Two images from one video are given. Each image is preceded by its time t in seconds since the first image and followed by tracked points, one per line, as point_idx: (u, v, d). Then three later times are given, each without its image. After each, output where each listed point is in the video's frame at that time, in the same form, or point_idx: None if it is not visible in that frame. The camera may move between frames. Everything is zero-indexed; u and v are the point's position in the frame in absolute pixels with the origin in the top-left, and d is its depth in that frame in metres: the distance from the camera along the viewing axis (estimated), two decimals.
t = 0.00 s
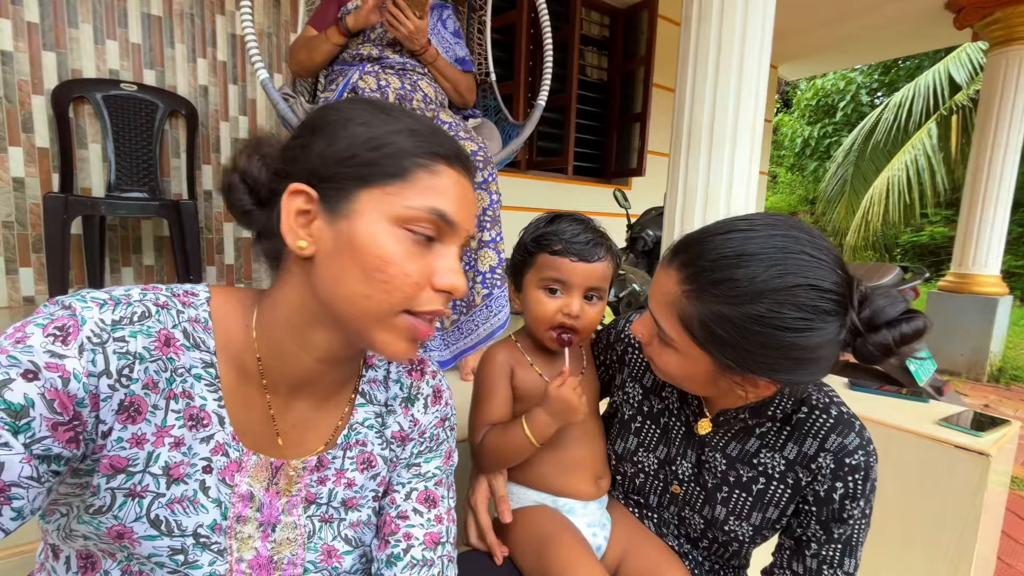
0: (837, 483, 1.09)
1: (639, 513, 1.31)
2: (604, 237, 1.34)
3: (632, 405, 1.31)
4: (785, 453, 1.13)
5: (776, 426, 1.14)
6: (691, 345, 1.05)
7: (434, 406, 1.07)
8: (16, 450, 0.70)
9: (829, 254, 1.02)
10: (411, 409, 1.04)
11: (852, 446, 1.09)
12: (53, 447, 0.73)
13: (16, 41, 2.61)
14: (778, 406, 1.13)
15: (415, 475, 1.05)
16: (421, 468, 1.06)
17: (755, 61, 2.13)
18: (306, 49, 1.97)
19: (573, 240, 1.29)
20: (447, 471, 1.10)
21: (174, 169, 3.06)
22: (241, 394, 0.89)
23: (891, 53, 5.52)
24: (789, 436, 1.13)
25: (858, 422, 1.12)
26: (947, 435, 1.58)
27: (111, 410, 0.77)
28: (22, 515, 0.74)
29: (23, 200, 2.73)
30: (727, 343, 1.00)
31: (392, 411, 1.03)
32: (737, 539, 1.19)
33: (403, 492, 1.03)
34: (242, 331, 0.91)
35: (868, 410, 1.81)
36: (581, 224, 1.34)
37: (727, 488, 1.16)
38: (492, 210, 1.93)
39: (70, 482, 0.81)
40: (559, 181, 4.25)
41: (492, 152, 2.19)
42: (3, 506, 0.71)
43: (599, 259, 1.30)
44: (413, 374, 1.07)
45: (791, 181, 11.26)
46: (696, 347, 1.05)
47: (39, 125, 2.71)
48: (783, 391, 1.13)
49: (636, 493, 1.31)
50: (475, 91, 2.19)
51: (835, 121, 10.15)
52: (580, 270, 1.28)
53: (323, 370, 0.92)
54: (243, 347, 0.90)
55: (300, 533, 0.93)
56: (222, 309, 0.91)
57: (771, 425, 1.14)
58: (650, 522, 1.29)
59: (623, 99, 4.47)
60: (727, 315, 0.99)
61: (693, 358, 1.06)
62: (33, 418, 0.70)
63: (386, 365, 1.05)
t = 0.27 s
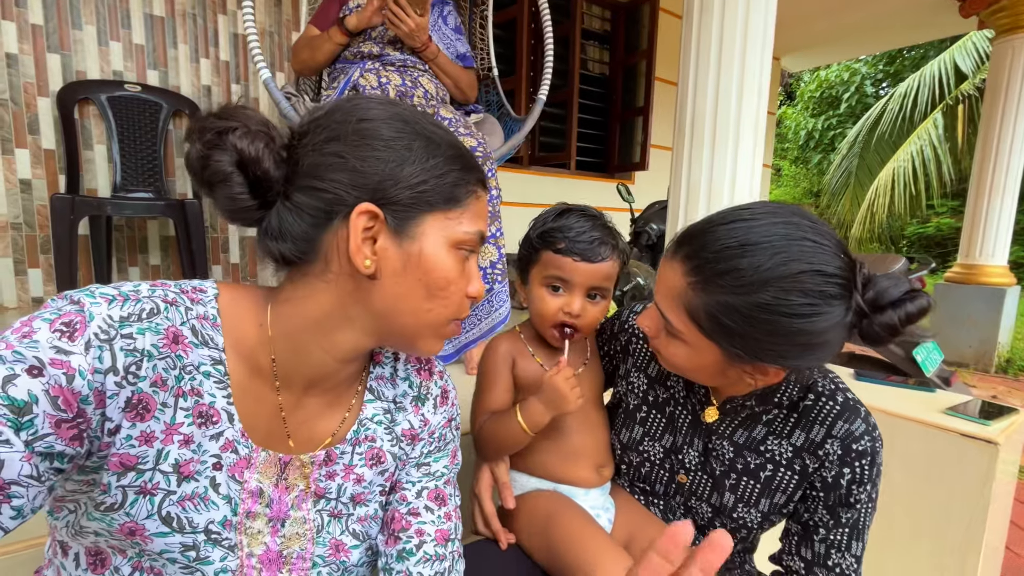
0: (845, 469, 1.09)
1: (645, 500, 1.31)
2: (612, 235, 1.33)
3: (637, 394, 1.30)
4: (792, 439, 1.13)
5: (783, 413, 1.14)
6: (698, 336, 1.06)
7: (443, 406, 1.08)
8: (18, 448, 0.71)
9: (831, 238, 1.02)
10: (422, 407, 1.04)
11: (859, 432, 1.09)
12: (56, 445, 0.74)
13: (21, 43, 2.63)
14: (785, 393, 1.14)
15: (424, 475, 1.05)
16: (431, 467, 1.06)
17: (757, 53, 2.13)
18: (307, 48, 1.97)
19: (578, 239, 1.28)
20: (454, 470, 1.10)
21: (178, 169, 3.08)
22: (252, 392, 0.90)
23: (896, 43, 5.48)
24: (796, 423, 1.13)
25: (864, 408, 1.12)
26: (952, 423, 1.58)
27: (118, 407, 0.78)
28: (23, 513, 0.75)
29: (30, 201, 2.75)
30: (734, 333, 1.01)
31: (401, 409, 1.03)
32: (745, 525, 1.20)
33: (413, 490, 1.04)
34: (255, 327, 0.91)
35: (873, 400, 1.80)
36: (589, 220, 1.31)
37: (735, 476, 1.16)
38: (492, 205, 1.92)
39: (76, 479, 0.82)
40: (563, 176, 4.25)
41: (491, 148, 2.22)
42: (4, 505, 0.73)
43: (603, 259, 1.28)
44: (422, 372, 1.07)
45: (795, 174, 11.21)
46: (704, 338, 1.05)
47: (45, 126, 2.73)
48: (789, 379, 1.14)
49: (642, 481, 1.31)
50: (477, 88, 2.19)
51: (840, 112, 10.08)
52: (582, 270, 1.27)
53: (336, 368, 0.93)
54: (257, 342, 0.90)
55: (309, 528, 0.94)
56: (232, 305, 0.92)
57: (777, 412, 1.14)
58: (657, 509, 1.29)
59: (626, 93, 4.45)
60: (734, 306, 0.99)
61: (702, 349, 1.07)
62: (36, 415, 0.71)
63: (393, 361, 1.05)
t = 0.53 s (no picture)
0: (836, 459, 1.08)
1: (634, 491, 1.29)
2: (594, 232, 1.31)
3: (626, 387, 1.30)
4: (782, 432, 1.12)
5: (773, 405, 1.13)
6: (684, 332, 1.05)
7: (438, 399, 1.07)
8: (16, 436, 0.71)
9: (809, 227, 1.01)
10: (416, 401, 1.04)
11: (849, 422, 1.08)
12: (54, 435, 0.74)
13: (21, 47, 2.65)
14: (774, 385, 1.12)
15: (418, 466, 1.04)
16: (425, 460, 1.05)
17: (753, 44, 2.11)
18: (302, 48, 1.98)
19: (559, 236, 1.28)
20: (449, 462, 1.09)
21: (178, 170, 3.09)
22: (248, 384, 0.90)
23: (899, 35, 5.43)
24: (787, 415, 1.12)
25: (854, 398, 1.11)
26: (950, 416, 1.57)
27: (116, 398, 0.78)
28: (20, 502, 0.75)
29: (32, 205, 2.77)
30: (720, 330, 1.00)
31: (396, 403, 1.02)
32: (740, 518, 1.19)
33: (406, 482, 1.03)
34: (251, 320, 0.91)
35: (872, 393, 1.78)
36: (572, 217, 1.31)
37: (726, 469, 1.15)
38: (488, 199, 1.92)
39: (72, 471, 0.82)
40: (562, 173, 4.24)
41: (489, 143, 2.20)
42: (2, 493, 0.73)
43: (584, 256, 1.28)
44: (417, 366, 1.07)
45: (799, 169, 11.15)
46: (688, 333, 1.04)
47: (45, 130, 2.76)
48: (779, 371, 1.12)
49: (632, 473, 1.29)
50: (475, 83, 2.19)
51: (843, 107, 10.02)
52: (563, 268, 1.27)
53: (329, 360, 0.92)
54: (251, 334, 0.90)
55: (303, 521, 0.94)
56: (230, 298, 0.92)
57: (767, 404, 1.13)
58: (648, 500, 1.28)
59: (625, 89, 4.44)
60: (719, 302, 0.98)
61: (689, 345, 1.06)
62: (35, 404, 0.71)
63: (388, 356, 1.05)
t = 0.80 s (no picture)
0: (817, 458, 1.05)
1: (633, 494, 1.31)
2: (580, 235, 1.31)
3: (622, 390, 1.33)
4: (772, 432, 1.11)
5: (765, 407, 1.12)
6: (684, 337, 1.04)
7: (438, 406, 1.08)
8: (16, 444, 0.69)
9: (806, 226, 1.00)
10: (416, 408, 1.05)
11: (836, 422, 1.05)
12: (55, 442, 0.72)
13: (16, 51, 2.65)
14: (768, 387, 1.12)
15: (419, 474, 1.05)
16: (426, 467, 1.06)
17: (750, 41, 2.09)
18: (298, 48, 1.97)
19: (544, 241, 1.27)
20: (451, 469, 1.10)
21: (176, 172, 3.09)
22: (247, 394, 0.89)
23: (901, 29, 5.39)
24: (776, 415, 1.10)
25: (848, 401, 1.08)
26: (950, 415, 1.56)
27: (118, 406, 0.77)
28: (20, 511, 0.73)
29: (29, 208, 2.77)
30: (722, 333, 0.98)
31: (397, 411, 1.03)
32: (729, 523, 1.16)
33: (408, 490, 1.03)
34: (247, 329, 0.91)
35: (873, 393, 1.78)
36: (556, 221, 1.30)
37: (716, 471, 1.16)
38: (489, 195, 1.84)
39: (72, 478, 0.80)
40: (561, 172, 4.23)
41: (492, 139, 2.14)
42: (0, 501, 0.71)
43: (570, 261, 1.27)
44: (417, 373, 1.08)
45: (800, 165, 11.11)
46: (689, 337, 1.03)
47: (42, 133, 2.75)
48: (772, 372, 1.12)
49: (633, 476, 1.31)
50: (475, 80, 2.17)
51: (844, 102, 9.96)
52: (548, 274, 1.26)
53: (326, 368, 0.91)
54: (248, 344, 0.90)
55: (303, 531, 0.93)
56: (232, 304, 0.92)
57: (760, 407, 1.12)
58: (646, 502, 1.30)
59: (624, 87, 4.42)
60: (721, 305, 0.96)
61: (688, 349, 1.05)
62: (36, 412, 0.69)
63: (390, 364, 1.06)
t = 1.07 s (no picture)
0: (830, 462, 1.03)
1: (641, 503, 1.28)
2: (585, 247, 1.28)
3: (628, 397, 1.31)
4: (782, 436, 1.08)
5: (775, 412, 1.09)
6: (695, 354, 1.02)
7: (444, 416, 1.05)
8: (7, 460, 0.68)
9: (810, 229, 0.98)
10: (421, 420, 1.03)
11: (847, 425, 1.03)
12: (47, 458, 0.71)
13: (19, 54, 2.65)
14: (777, 392, 1.09)
15: (425, 487, 1.03)
16: (431, 480, 1.03)
17: (756, 38, 2.07)
18: (299, 47, 1.96)
19: (548, 255, 1.24)
20: (458, 481, 1.07)
21: (179, 175, 3.09)
22: (247, 407, 0.88)
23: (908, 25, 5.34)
24: (786, 419, 1.08)
25: (859, 402, 1.06)
26: (965, 419, 1.53)
27: (114, 419, 0.76)
28: (10, 529, 0.72)
29: (33, 212, 2.77)
30: (738, 348, 0.96)
31: (401, 423, 1.01)
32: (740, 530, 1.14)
33: (412, 505, 1.01)
34: (246, 341, 0.90)
35: (884, 397, 1.74)
36: (561, 233, 1.28)
37: (727, 478, 1.12)
38: (498, 190, 1.84)
39: (68, 492, 0.79)
40: (565, 172, 4.20)
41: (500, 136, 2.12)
42: None
43: (574, 277, 1.25)
44: (422, 384, 1.06)
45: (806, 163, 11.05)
46: (701, 353, 1.01)
47: (45, 137, 2.76)
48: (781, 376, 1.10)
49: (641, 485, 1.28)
50: (480, 77, 2.16)
51: (851, 99, 9.89)
52: (549, 291, 1.24)
53: (326, 379, 0.89)
54: (246, 356, 0.89)
55: (303, 548, 0.91)
56: (234, 312, 0.92)
57: (770, 411, 1.10)
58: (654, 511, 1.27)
59: (628, 86, 4.39)
60: (734, 321, 0.95)
61: (699, 364, 1.03)
62: (28, 426, 0.68)
63: (395, 374, 1.05)
